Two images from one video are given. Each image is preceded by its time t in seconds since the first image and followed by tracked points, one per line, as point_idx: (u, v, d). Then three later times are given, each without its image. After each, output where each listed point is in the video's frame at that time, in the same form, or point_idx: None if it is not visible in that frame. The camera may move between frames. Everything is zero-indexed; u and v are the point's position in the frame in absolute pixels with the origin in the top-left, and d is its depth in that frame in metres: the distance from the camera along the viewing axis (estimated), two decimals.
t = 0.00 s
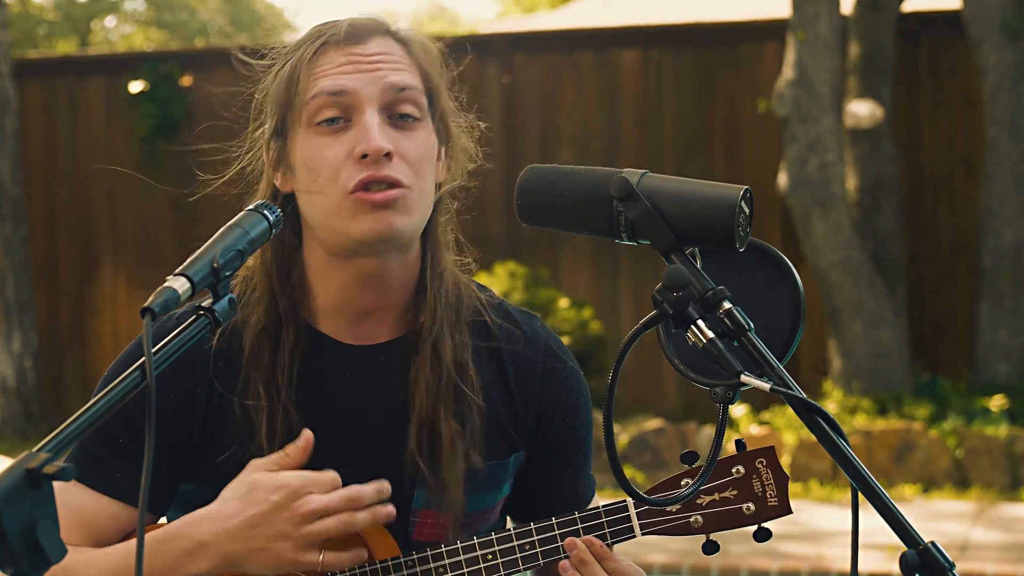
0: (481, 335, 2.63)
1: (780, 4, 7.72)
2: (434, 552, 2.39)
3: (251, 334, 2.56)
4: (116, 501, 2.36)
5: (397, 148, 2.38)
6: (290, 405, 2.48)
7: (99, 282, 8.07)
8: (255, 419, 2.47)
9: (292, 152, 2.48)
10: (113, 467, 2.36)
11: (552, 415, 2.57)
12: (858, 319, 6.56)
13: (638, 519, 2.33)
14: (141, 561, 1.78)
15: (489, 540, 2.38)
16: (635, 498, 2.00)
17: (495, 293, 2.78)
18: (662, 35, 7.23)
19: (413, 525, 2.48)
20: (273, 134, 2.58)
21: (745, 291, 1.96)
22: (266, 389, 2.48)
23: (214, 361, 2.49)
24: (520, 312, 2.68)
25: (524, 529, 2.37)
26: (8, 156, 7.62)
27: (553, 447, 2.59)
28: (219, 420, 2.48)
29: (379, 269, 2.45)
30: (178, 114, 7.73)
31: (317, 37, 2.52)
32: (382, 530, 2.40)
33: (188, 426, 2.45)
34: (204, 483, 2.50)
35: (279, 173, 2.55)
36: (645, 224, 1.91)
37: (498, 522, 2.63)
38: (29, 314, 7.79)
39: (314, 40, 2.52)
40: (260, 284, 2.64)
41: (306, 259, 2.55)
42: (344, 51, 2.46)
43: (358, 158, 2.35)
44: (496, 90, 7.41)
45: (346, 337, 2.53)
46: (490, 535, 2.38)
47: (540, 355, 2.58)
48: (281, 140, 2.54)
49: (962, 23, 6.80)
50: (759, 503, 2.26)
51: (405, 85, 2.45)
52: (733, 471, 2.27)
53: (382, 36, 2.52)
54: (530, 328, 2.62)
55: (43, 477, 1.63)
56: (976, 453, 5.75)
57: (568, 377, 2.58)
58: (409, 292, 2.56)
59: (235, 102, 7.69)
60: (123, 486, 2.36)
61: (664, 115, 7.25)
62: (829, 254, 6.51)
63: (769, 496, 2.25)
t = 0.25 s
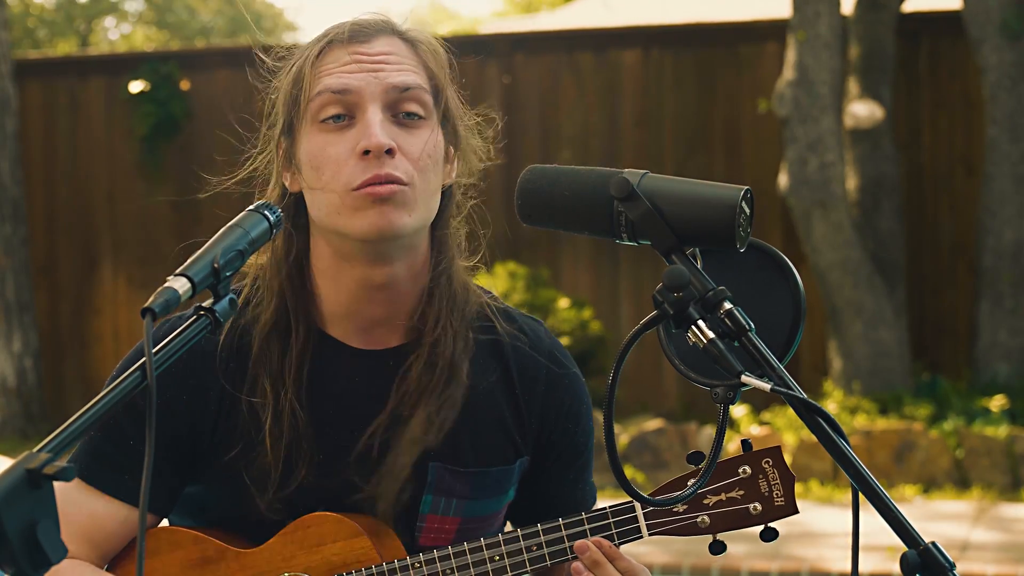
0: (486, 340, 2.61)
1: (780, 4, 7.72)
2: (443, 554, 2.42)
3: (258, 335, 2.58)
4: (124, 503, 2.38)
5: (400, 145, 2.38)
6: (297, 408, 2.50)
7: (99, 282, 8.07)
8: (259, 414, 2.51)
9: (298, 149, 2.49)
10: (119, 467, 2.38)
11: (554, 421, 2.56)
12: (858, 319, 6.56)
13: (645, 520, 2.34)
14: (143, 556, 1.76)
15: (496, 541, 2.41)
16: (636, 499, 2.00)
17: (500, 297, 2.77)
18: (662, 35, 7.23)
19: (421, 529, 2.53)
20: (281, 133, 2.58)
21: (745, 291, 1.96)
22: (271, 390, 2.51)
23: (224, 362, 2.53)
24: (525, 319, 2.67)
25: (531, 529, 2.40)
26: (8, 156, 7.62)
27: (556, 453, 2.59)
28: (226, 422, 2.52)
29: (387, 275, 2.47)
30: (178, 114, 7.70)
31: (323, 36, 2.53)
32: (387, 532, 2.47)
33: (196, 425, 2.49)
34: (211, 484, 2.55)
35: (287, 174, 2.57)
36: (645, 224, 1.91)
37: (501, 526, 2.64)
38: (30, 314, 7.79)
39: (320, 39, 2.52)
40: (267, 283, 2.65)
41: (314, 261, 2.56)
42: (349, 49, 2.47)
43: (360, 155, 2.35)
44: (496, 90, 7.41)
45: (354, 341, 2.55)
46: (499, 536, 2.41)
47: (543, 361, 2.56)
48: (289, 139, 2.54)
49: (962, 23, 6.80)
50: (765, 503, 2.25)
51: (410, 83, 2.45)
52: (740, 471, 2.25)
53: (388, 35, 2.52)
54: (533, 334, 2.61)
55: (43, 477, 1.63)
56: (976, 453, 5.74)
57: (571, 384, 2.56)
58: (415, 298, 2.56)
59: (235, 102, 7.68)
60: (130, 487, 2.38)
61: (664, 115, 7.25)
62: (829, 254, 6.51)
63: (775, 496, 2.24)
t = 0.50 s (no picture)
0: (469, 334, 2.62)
1: (780, 4, 7.72)
2: (443, 555, 2.41)
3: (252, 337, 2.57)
4: (114, 506, 2.37)
5: (393, 149, 2.40)
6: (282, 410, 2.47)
7: (99, 282, 8.07)
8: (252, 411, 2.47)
9: (288, 146, 2.50)
10: (111, 473, 2.37)
11: (540, 415, 2.57)
12: (858, 319, 6.56)
13: (646, 519, 2.35)
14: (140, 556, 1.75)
15: (498, 541, 2.42)
16: (635, 499, 2.00)
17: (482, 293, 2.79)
18: (662, 35, 7.23)
19: (409, 524, 2.50)
20: (267, 127, 2.58)
21: (745, 292, 1.96)
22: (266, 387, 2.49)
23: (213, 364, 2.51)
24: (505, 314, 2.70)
25: (534, 530, 2.41)
26: (8, 156, 7.62)
27: (542, 447, 2.60)
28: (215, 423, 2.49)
29: (371, 272, 2.48)
30: (178, 114, 7.70)
31: (317, 33, 2.52)
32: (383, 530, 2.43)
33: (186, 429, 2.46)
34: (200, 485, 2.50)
35: (272, 171, 2.57)
36: (645, 224, 1.91)
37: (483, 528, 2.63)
38: (30, 314, 7.79)
39: (314, 36, 2.52)
40: (255, 285, 2.65)
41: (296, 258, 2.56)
42: (344, 50, 2.47)
43: (352, 159, 2.37)
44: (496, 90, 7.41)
45: (340, 337, 2.55)
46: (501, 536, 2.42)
47: (529, 356, 2.59)
48: (277, 134, 2.55)
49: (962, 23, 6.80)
50: (765, 502, 2.26)
51: (404, 86, 2.46)
52: (740, 471, 2.27)
53: (383, 36, 2.52)
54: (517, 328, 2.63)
55: (43, 477, 1.64)
56: (976, 453, 5.74)
57: (555, 378, 2.60)
58: (398, 293, 2.58)
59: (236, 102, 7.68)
60: (124, 491, 2.38)
61: (664, 115, 7.25)
62: (829, 254, 6.51)
63: (775, 496, 2.26)
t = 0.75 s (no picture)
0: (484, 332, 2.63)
1: (780, 5, 7.72)
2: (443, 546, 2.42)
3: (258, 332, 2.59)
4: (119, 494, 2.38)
5: (384, 150, 2.40)
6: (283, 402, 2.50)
7: (99, 282, 8.07)
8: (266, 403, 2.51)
9: (284, 151, 2.51)
10: (116, 460, 2.38)
11: (555, 413, 2.58)
12: (858, 319, 6.56)
13: (644, 516, 2.34)
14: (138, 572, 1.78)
15: (495, 533, 2.40)
16: (636, 499, 2.00)
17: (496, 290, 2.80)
18: (662, 35, 7.23)
19: (417, 521, 2.50)
20: (270, 132, 2.61)
21: (745, 292, 1.96)
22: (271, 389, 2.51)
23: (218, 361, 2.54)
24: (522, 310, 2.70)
25: (532, 523, 2.39)
26: (7, 156, 7.62)
27: (555, 445, 2.60)
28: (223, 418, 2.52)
29: (374, 271, 2.47)
30: (178, 114, 7.70)
31: (309, 37, 2.54)
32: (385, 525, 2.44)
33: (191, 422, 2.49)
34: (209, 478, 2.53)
35: (275, 170, 2.60)
36: (646, 224, 1.91)
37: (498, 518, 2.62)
38: (30, 314, 7.79)
39: (305, 40, 2.54)
40: (261, 283, 2.67)
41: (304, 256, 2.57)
42: (334, 52, 2.48)
43: (341, 161, 2.38)
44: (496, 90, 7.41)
45: (348, 336, 2.57)
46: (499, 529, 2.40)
47: (545, 354, 2.59)
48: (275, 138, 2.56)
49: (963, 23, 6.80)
50: (764, 500, 2.24)
51: (394, 84, 2.46)
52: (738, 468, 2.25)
53: (374, 36, 2.53)
54: (534, 326, 2.64)
55: (43, 477, 1.63)
56: (977, 453, 5.74)
57: (572, 376, 2.59)
58: (409, 292, 2.59)
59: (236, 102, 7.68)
60: (126, 478, 2.38)
61: (664, 115, 7.25)
62: (829, 254, 6.51)
63: (775, 494, 2.23)
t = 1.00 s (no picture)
0: (489, 339, 2.62)
1: (780, 5, 7.72)
2: (448, 550, 2.41)
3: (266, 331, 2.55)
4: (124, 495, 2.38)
5: (432, 154, 2.36)
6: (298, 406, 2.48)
7: (99, 282, 8.07)
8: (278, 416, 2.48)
9: (322, 147, 2.46)
10: (122, 462, 2.37)
11: (555, 420, 2.57)
12: (858, 319, 6.56)
13: (650, 518, 2.35)
14: (138, 560, 1.74)
15: (502, 537, 2.40)
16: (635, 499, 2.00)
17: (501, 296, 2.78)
18: (662, 35, 7.23)
19: (421, 527, 2.52)
20: (298, 127, 2.55)
21: (745, 292, 1.96)
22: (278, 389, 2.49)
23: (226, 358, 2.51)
24: (527, 318, 2.69)
25: (537, 526, 2.40)
26: (7, 157, 7.62)
27: (557, 451, 2.60)
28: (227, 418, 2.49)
29: (397, 274, 2.45)
30: (178, 114, 7.70)
31: (354, 36, 2.50)
32: (387, 526, 2.44)
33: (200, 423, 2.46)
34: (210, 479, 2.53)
35: (300, 167, 2.54)
36: (645, 224, 1.91)
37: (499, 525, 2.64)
38: (30, 314, 7.79)
39: (351, 40, 2.49)
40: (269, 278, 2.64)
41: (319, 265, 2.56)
42: (383, 53, 2.44)
43: (390, 161, 2.33)
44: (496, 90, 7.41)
45: (361, 339, 2.54)
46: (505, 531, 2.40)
47: (546, 361, 2.58)
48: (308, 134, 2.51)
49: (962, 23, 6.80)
50: (770, 502, 2.26)
51: (443, 88, 2.43)
52: (745, 470, 2.27)
53: (420, 43, 2.50)
54: (537, 334, 2.62)
55: (43, 477, 1.63)
56: (976, 453, 5.75)
57: (572, 383, 2.59)
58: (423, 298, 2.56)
59: (236, 103, 7.69)
60: (131, 478, 2.38)
61: (664, 115, 7.25)
62: (829, 254, 6.51)
63: (780, 495, 2.25)
